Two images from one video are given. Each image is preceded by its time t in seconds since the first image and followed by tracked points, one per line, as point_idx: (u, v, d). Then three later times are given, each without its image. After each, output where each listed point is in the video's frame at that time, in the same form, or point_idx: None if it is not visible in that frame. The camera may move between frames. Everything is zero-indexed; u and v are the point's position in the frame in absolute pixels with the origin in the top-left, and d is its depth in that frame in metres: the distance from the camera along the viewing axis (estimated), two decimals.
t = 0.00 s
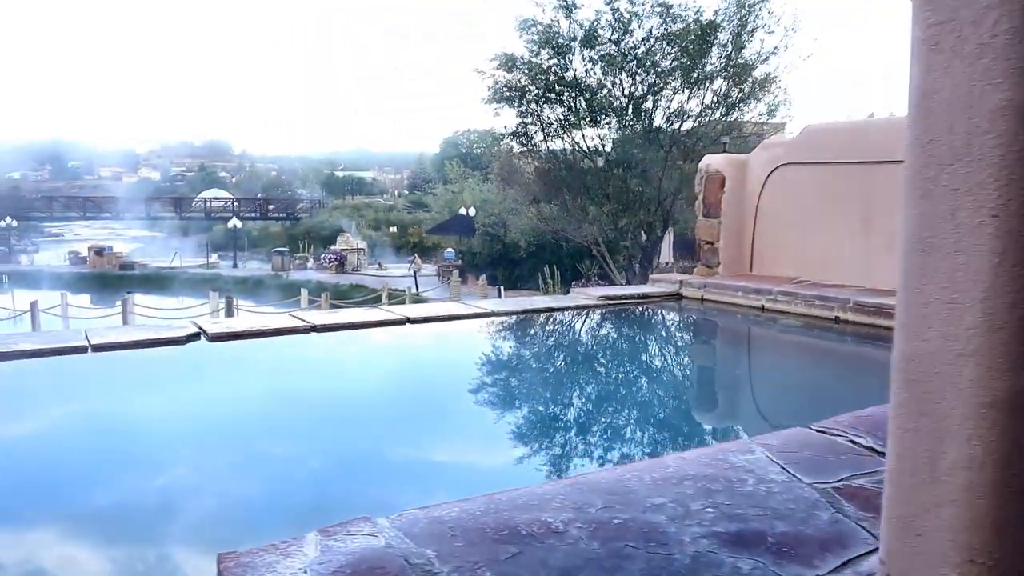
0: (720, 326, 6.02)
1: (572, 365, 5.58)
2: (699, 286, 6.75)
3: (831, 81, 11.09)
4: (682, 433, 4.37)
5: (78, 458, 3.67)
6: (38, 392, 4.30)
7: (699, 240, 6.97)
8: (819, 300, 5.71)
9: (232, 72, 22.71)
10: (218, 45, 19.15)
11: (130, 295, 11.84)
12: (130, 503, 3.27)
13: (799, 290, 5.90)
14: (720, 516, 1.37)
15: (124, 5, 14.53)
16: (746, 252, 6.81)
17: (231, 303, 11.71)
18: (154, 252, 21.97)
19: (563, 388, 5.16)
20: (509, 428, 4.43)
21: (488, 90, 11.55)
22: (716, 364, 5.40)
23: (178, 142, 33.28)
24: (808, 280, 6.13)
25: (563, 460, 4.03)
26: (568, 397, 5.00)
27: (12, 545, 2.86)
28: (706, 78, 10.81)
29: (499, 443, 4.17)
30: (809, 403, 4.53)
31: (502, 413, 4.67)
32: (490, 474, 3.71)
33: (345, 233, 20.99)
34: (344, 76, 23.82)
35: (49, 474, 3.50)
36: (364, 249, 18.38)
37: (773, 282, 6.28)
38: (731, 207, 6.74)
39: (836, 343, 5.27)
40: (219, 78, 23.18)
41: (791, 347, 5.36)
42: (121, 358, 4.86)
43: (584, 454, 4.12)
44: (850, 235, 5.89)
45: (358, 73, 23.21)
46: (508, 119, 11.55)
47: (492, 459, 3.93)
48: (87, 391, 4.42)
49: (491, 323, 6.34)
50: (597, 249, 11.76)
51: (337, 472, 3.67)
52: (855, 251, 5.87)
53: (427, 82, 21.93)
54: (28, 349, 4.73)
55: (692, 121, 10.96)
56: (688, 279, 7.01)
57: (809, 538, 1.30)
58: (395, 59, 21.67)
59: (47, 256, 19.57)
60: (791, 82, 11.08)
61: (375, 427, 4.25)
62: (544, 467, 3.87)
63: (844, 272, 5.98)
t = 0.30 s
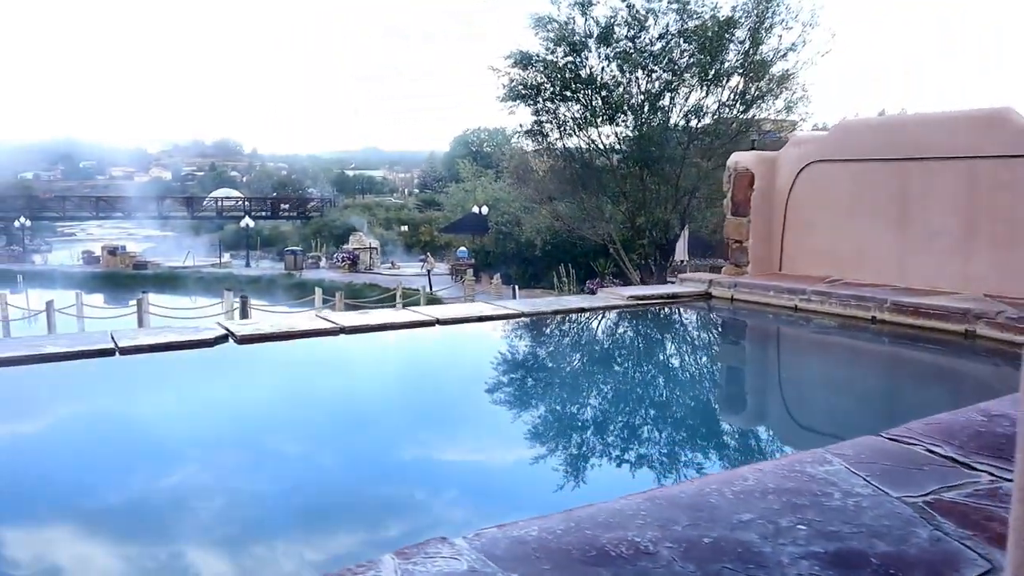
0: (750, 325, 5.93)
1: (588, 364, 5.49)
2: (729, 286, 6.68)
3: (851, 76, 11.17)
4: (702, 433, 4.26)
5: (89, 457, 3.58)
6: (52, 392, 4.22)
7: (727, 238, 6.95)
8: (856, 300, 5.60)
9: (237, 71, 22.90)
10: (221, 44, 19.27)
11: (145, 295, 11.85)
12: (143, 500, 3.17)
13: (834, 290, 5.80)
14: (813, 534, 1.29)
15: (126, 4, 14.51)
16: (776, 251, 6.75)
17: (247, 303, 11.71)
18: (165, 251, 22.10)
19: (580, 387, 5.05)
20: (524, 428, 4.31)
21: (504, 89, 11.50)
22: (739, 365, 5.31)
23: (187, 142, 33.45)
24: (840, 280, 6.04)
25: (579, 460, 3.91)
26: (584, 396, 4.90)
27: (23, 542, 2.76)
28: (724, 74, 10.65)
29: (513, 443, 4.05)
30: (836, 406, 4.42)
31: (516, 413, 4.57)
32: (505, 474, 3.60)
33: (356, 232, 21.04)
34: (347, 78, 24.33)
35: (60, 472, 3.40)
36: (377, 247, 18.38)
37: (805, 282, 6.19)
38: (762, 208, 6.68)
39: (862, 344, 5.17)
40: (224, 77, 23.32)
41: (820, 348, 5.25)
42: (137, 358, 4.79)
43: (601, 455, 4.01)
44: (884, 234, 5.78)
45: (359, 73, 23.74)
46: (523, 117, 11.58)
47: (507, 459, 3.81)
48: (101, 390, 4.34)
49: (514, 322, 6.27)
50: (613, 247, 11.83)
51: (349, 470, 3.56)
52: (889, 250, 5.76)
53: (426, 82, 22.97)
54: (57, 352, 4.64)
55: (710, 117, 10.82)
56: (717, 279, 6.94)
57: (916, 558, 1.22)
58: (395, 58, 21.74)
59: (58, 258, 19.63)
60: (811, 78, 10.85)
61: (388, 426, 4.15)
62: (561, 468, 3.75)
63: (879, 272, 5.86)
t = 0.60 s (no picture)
0: (778, 327, 5.87)
1: (603, 365, 5.44)
2: (758, 288, 6.60)
3: (869, 72, 11.24)
4: (719, 433, 4.21)
5: (103, 456, 3.55)
6: (68, 392, 4.20)
7: (754, 239, 6.80)
8: (890, 303, 5.53)
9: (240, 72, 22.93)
10: (225, 45, 19.34)
11: (158, 295, 11.91)
12: (155, 499, 3.13)
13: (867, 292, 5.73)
14: (910, 558, 1.23)
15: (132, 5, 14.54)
16: (805, 251, 6.67)
17: (260, 304, 11.75)
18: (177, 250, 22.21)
19: (595, 388, 5.00)
20: (540, 428, 4.24)
21: (518, 88, 11.55)
22: (758, 367, 5.27)
23: (195, 141, 33.62)
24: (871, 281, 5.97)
25: (595, 461, 3.82)
26: (598, 397, 4.85)
27: (34, 543, 2.73)
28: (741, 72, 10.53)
29: (528, 443, 3.98)
30: (858, 408, 4.38)
31: (529, 413, 4.50)
32: (518, 474, 3.53)
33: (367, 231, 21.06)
34: (348, 78, 24.48)
35: (73, 472, 3.37)
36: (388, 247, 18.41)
37: (836, 283, 6.11)
38: (789, 208, 6.57)
39: (883, 347, 5.12)
40: (228, 78, 23.37)
41: (845, 351, 5.19)
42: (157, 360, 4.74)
43: (618, 456, 3.93)
44: (915, 234, 5.69)
45: (359, 74, 23.86)
46: (538, 116, 11.61)
47: (521, 459, 3.74)
48: (120, 390, 4.31)
49: (538, 325, 6.21)
50: (627, 247, 11.89)
51: (361, 469, 3.50)
52: (922, 252, 5.67)
53: (426, 81, 23.17)
54: (84, 357, 4.59)
55: (727, 116, 10.73)
56: (744, 280, 6.85)
57: None
58: (395, 58, 21.74)
59: (72, 258, 19.75)
60: (828, 76, 10.68)
61: (398, 426, 4.10)
62: (577, 468, 3.66)
63: (912, 273, 5.77)
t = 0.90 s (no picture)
0: (803, 331, 5.84)
1: (617, 366, 5.46)
2: (785, 291, 6.55)
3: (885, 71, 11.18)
4: (733, 434, 4.23)
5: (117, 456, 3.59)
6: (85, 393, 4.24)
7: (780, 241, 6.79)
8: (921, 307, 5.47)
9: (235, 73, 23.12)
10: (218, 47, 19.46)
11: (170, 295, 11.91)
12: (164, 499, 3.17)
13: (898, 296, 5.67)
14: None
15: (135, 7, 14.49)
16: (831, 253, 6.60)
17: (272, 306, 11.73)
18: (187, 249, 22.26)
19: (608, 389, 5.02)
20: (553, 429, 4.24)
21: (531, 88, 11.57)
22: (772, 368, 5.28)
23: (201, 141, 33.69)
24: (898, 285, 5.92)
25: (608, 462, 3.82)
26: (611, 398, 4.87)
27: (44, 542, 2.78)
28: (757, 71, 10.48)
29: (540, 442, 4.00)
30: (874, 411, 4.39)
31: (542, 413, 4.51)
32: (528, 474, 3.54)
33: (376, 231, 21.01)
34: (348, 78, 24.52)
35: (87, 473, 3.42)
36: (398, 247, 18.39)
37: (864, 286, 6.06)
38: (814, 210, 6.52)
39: (900, 349, 5.14)
40: (232, 79, 23.35)
41: (866, 355, 5.18)
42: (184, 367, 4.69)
43: (631, 457, 3.93)
44: (946, 236, 5.63)
45: (359, 74, 23.92)
46: (551, 116, 11.59)
47: (533, 459, 3.75)
48: (139, 390, 4.36)
49: (565, 329, 6.13)
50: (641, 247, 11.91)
51: (371, 468, 3.54)
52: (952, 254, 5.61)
53: (425, 80, 23.23)
54: (110, 365, 4.54)
55: (741, 116, 10.71)
56: (770, 284, 6.80)
57: None
58: (396, 58, 21.66)
59: (82, 258, 19.80)
60: (845, 75, 10.60)
61: (405, 425, 4.13)
62: (590, 469, 3.66)
63: (947, 275, 5.68)
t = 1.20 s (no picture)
0: (822, 334, 5.82)
1: (628, 366, 5.51)
2: (804, 294, 6.51)
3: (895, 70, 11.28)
4: (744, 435, 4.28)
5: (132, 458, 3.69)
6: (99, 395, 4.33)
7: (799, 244, 6.73)
8: (946, 311, 5.43)
9: (238, 76, 23.18)
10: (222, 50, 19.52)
11: (179, 298, 11.92)
12: (172, 500, 3.26)
13: (922, 298, 5.63)
14: None
15: (141, 11, 14.49)
16: (850, 254, 6.55)
17: (281, 309, 11.71)
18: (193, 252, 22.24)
19: (619, 390, 5.08)
20: (563, 431, 4.29)
21: (540, 89, 11.62)
22: (784, 367, 5.33)
23: (203, 143, 33.67)
24: (919, 287, 5.88)
25: (619, 463, 3.88)
26: (622, 400, 4.93)
27: (56, 543, 2.87)
28: (767, 71, 10.45)
29: (551, 443, 4.06)
30: (884, 413, 4.44)
31: (554, 415, 4.56)
32: (535, 473, 3.61)
33: (382, 232, 20.98)
34: (348, 78, 24.40)
35: (103, 476, 3.51)
36: (405, 248, 18.36)
37: (884, 288, 6.02)
38: (832, 211, 6.46)
39: (913, 350, 5.18)
40: (234, 80, 23.36)
41: (881, 358, 5.20)
42: (208, 379, 4.67)
43: (642, 458, 3.98)
44: (967, 237, 5.59)
45: (360, 74, 23.93)
46: (559, 117, 11.64)
47: (543, 460, 3.81)
48: (159, 393, 4.44)
49: (586, 335, 6.09)
50: (652, 248, 11.92)
51: (380, 470, 3.62)
52: (974, 256, 5.58)
53: (427, 77, 23.45)
54: (132, 377, 4.53)
55: (751, 116, 10.67)
56: (790, 287, 6.75)
57: None
58: (396, 58, 21.72)
59: (89, 262, 19.77)
60: (855, 74, 10.63)
61: (413, 427, 4.20)
62: (601, 471, 3.71)
63: (966, 278, 5.65)
